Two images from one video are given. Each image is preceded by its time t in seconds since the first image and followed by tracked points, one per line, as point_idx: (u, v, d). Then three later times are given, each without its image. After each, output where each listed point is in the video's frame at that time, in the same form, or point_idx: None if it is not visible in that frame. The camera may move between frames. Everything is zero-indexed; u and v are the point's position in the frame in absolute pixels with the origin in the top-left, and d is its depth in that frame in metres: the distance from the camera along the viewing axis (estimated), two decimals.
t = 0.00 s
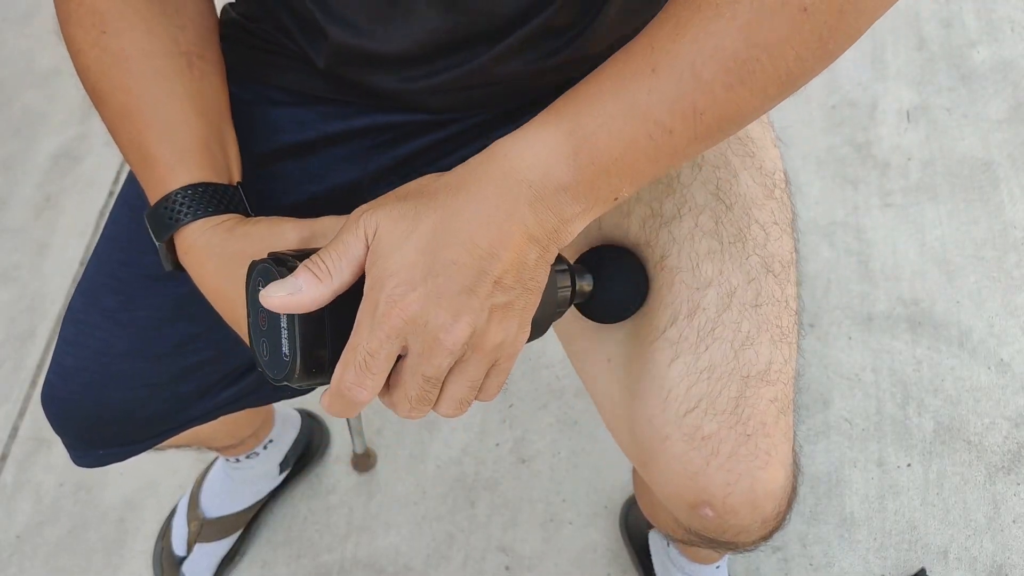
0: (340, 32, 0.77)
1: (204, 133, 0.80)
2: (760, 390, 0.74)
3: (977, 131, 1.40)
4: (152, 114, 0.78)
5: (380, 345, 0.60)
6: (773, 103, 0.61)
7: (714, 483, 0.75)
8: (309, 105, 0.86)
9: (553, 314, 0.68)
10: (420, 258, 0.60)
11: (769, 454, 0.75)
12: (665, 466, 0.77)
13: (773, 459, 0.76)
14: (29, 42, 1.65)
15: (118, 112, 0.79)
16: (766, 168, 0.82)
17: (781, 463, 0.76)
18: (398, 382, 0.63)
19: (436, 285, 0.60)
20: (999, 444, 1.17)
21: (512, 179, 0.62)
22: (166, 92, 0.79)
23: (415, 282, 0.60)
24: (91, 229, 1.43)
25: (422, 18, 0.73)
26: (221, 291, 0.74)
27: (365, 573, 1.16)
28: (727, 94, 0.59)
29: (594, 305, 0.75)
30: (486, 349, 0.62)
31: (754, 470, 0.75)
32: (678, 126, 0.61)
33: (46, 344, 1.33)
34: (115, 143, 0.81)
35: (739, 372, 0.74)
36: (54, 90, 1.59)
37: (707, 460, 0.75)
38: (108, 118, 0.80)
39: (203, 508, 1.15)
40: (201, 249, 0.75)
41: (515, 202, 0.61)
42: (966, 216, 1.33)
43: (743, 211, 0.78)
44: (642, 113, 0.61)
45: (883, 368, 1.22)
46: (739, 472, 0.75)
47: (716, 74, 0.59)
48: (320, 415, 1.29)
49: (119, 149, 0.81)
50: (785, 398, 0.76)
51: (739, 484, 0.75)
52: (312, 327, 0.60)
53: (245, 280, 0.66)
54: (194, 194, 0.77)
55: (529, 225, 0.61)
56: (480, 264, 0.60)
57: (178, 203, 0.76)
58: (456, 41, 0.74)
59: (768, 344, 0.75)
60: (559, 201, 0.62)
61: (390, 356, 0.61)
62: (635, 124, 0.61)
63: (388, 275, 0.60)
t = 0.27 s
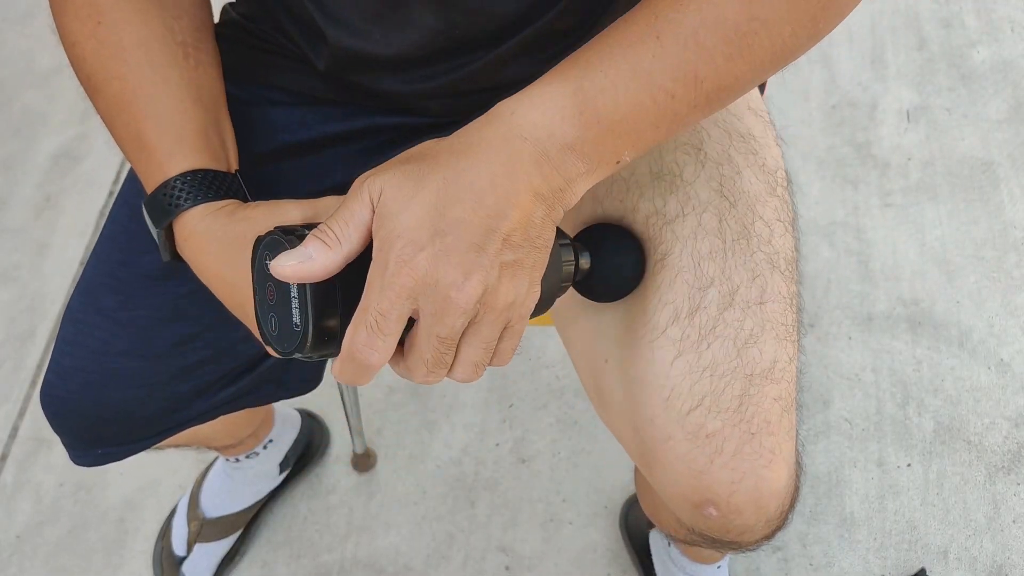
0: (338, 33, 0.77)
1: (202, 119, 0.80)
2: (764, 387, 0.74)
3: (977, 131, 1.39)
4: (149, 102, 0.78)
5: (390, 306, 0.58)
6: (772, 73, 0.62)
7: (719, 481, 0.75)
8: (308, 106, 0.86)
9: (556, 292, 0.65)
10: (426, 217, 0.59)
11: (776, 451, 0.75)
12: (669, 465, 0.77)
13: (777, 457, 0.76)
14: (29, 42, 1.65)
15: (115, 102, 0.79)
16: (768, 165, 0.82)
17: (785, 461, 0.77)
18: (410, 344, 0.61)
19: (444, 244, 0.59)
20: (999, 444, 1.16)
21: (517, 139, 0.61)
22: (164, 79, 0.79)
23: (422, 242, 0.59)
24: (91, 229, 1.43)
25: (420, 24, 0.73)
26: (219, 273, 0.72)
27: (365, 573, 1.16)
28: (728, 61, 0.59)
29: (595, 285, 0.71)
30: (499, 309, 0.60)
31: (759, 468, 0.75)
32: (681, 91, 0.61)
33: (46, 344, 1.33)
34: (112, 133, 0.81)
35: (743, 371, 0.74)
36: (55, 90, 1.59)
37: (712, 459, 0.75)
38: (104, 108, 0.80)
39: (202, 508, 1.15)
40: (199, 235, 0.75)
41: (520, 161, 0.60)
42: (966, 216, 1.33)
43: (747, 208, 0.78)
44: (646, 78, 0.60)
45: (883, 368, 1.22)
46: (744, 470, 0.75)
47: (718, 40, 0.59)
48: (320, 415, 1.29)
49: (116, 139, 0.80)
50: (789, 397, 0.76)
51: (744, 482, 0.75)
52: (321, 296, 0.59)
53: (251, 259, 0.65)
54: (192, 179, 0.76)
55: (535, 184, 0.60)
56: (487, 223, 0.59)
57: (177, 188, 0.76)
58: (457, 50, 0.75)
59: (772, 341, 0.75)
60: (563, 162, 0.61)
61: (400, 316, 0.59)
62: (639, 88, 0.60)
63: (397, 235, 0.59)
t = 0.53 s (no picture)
0: (337, 33, 0.77)
1: (197, 104, 0.79)
2: (764, 387, 0.74)
3: (977, 131, 1.40)
4: (144, 87, 0.77)
5: (387, 262, 0.56)
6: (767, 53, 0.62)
7: (720, 482, 0.75)
8: (306, 106, 0.86)
9: (554, 271, 0.64)
10: (426, 173, 0.57)
11: (775, 451, 0.75)
12: (669, 467, 0.76)
13: (776, 457, 0.76)
14: (29, 42, 1.65)
15: (110, 88, 0.78)
16: (768, 164, 0.81)
17: (784, 462, 0.77)
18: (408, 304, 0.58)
19: (442, 199, 0.57)
20: (999, 444, 1.17)
21: (514, 101, 0.60)
22: (159, 65, 0.79)
23: (419, 199, 0.57)
24: (91, 229, 1.43)
25: (420, 21, 0.73)
26: (215, 255, 0.72)
27: (365, 573, 1.16)
28: (725, 36, 0.59)
29: (595, 263, 0.71)
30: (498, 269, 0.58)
31: (759, 469, 0.75)
32: (679, 65, 0.60)
33: (46, 344, 1.33)
34: (108, 120, 0.80)
35: (743, 369, 0.74)
36: (54, 90, 1.59)
37: (712, 459, 0.75)
38: (99, 95, 0.79)
39: (202, 508, 1.15)
40: (194, 217, 0.74)
41: (517, 121, 0.59)
42: (966, 216, 1.33)
43: (747, 207, 0.78)
44: (644, 49, 0.60)
45: (883, 368, 1.22)
46: (744, 471, 0.75)
47: (717, 16, 0.59)
48: (320, 415, 1.29)
49: (112, 126, 0.80)
50: (787, 396, 0.76)
51: (744, 483, 0.75)
52: (321, 263, 0.56)
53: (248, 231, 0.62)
54: (187, 163, 0.76)
55: (532, 145, 0.59)
56: (484, 181, 0.57)
57: (172, 172, 0.75)
58: (459, 47, 0.75)
59: (769, 341, 0.75)
60: (560, 127, 0.60)
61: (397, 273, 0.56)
62: (639, 57, 0.60)
63: (393, 191, 0.57)
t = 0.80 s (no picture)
0: (337, 31, 0.77)
1: (191, 87, 0.79)
2: (763, 388, 0.74)
3: (977, 131, 1.40)
4: (140, 73, 0.77)
5: (385, 223, 0.55)
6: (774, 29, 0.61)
7: (718, 484, 0.75)
8: (306, 105, 0.86)
9: (556, 246, 0.62)
10: (426, 136, 0.57)
11: (771, 452, 0.76)
12: (669, 469, 0.77)
13: (774, 458, 0.76)
14: (29, 42, 1.65)
15: (105, 76, 0.78)
16: (767, 163, 0.81)
17: (781, 462, 0.77)
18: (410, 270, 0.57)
19: (441, 161, 0.56)
20: (999, 444, 1.17)
21: (517, 66, 0.59)
22: (154, 51, 0.79)
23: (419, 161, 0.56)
24: (91, 229, 1.43)
25: (420, 18, 0.74)
26: (217, 239, 0.72)
27: (365, 574, 1.16)
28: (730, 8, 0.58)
29: (595, 245, 0.70)
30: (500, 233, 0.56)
31: (757, 470, 0.75)
32: (684, 36, 0.59)
33: (46, 344, 1.33)
34: (102, 109, 0.80)
35: (743, 370, 0.74)
36: (54, 90, 1.59)
37: (712, 460, 0.75)
38: (94, 84, 0.79)
39: (202, 508, 1.15)
40: (191, 199, 0.74)
41: (519, 86, 0.58)
42: (966, 216, 1.33)
43: (748, 205, 0.78)
44: (648, 19, 0.59)
45: (883, 368, 1.22)
46: (744, 473, 0.75)
47: None
48: (320, 414, 1.29)
49: (106, 114, 0.80)
50: (784, 396, 0.76)
51: (742, 484, 0.75)
52: (325, 230, 0.55)
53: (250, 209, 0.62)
54: (183, 147, 0.76)
55: (534, 110, 0.58)
56: (484, 143, 0.56)
57: (167, 156, 0.75)
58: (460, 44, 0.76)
59: (769, 340, 0.75)
60: (562, 93, 0.59)
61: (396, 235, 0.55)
62: (643, 28, 0.59)
63: (391, 155, 0.56)
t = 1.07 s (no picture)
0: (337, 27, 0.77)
1: (189, 71, 0.79)
2: (758, 388, 0.74)
3: (977, 131, 1.40)
4: (139, 62, 0.77)
5: (400, 171, 0.52)
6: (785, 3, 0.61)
7: (712, 485, 0.76)
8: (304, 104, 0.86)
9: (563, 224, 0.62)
10: (441, 86, 0.55)
11: (767, 453, 0.76)
12: (664, 470, 0.77)
13: (769, 458, 0.76)
14: (29, 42, 1.65)
15: (104, 65, 0.78)
16: (767, 163, 0.80)
17: (777, 462, 0.77)
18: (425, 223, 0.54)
19: (456, 111, 0.54)
20: (999, 444, 1.16)
21: (531, 22, 0.58)
22: (152, 40, 0.79)
23: (434, 108, 0.54)
24: (91, 229, 1.43)
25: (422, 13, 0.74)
26: (218, 216, 0.72)
27: (365, 573, 1.16)
28: None
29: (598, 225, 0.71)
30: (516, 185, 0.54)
31: (752, 471, 0.75)
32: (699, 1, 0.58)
33: (46, 344, 1.33)
34: (101, 98, 0.80)
35: (737, 371, 0.74)
36: (54, 90, 1.59)
37: (707, 461, 0.75)
38: (92, 73, 0.79)
39: (202, 508, 1.15)
40: (191, 175, 0.74)
41: (534, 42, 0.57)
42: (966, 216, 1.33)
43: (746, 207, 0.77)
44: None
45: (883, 368, 1.22)
46: (738, 473, 0.75)
47: None
48: (320, 414, 1.30)
49: (105, 105, 0.80)
50: (780, 397, 0.76)
51: (738, 485, 0.76)
52: (338, 188, 0.53)
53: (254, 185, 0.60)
54: (182, 124, 0.76)
55: (550, 65, 0.57)
56: (500, 95, 0.55)
57: (164, 136, 0.75)
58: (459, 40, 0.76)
59: (762, 342, 0.75)
60: (576, 50, 0.58)
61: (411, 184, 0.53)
62: None
63: (406, 105, 0.54)
